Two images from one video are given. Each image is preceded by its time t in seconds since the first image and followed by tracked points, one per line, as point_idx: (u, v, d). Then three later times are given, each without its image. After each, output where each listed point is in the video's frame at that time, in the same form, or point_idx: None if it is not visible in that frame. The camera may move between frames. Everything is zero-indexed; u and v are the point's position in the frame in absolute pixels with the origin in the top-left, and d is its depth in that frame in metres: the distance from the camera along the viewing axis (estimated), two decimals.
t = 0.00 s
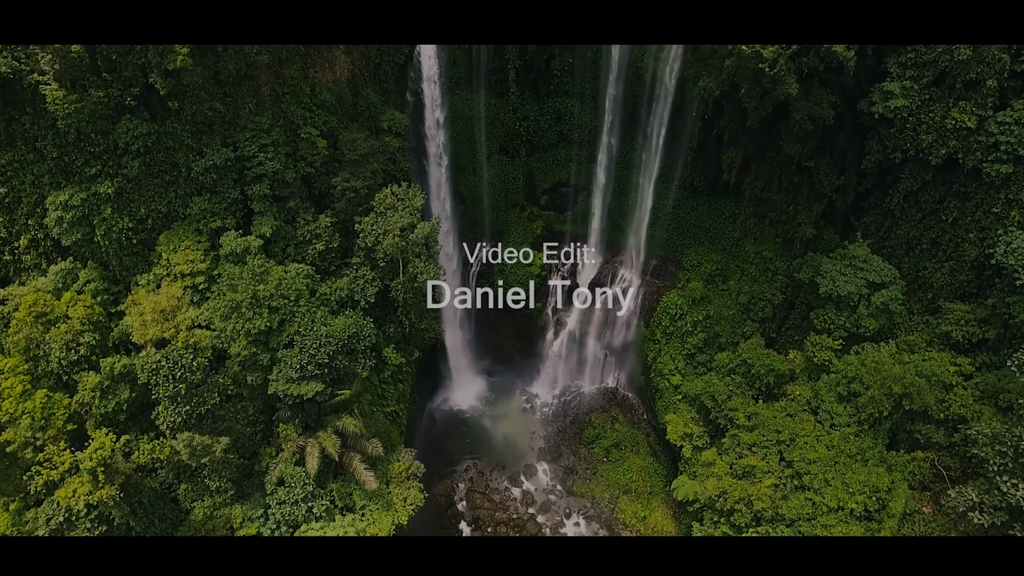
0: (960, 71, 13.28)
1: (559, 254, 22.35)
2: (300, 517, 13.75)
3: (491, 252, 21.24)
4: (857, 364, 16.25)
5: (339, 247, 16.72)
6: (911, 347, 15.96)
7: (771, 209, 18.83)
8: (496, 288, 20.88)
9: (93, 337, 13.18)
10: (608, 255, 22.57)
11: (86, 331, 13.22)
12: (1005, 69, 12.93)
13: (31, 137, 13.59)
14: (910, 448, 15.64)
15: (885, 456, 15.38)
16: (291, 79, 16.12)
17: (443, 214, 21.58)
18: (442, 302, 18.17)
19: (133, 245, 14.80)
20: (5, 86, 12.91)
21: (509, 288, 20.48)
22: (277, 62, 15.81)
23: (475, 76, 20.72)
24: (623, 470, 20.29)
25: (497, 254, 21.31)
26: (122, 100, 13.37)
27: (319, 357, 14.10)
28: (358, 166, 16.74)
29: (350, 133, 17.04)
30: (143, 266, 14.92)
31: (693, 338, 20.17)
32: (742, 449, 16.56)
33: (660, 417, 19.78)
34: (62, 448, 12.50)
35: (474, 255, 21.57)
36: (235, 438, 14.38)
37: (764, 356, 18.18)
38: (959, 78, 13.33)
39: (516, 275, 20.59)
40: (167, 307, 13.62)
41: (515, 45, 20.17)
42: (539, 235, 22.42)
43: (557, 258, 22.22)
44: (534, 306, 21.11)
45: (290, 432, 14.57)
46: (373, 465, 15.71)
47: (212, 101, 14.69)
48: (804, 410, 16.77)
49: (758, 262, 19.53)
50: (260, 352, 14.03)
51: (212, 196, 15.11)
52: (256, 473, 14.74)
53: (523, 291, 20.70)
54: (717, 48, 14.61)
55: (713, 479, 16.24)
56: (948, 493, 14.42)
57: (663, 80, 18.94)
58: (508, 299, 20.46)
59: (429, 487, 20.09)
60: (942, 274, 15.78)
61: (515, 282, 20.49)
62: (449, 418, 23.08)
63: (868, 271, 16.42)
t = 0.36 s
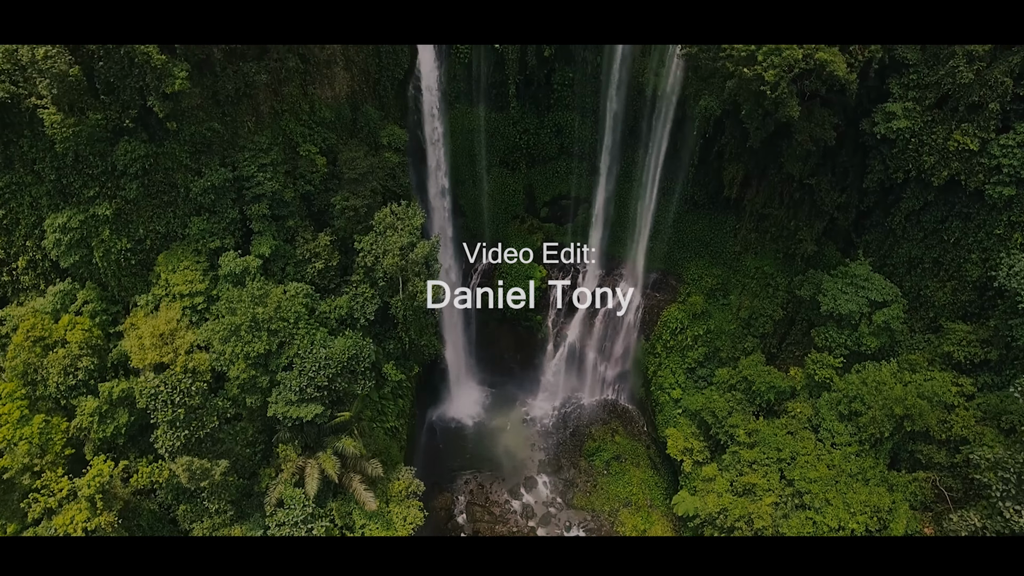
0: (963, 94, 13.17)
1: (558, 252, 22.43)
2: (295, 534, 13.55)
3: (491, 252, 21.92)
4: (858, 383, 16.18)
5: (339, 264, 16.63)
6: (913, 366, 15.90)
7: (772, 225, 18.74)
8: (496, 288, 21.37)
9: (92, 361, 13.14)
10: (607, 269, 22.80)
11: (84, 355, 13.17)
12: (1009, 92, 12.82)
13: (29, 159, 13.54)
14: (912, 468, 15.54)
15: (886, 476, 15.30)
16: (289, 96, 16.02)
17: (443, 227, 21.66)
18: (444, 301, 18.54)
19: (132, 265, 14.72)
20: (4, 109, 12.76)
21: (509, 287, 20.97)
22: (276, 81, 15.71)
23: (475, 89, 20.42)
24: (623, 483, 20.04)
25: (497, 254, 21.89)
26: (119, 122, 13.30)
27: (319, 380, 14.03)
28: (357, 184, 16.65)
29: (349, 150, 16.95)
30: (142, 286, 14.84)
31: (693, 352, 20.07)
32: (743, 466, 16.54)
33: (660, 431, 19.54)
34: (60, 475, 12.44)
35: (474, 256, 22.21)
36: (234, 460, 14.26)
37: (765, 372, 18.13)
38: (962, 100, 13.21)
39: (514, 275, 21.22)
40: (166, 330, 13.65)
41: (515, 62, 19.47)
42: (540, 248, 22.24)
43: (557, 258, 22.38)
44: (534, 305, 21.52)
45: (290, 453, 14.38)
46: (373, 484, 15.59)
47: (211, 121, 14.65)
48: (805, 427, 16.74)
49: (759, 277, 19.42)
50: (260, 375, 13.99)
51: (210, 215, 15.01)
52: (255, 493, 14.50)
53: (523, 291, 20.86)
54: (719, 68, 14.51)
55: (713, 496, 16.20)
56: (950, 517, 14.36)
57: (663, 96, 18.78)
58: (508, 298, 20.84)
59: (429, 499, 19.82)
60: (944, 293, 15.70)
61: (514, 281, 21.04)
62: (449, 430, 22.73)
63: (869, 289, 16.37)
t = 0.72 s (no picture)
0: (965, 119, 13.08)
1: (559, 253, 22.74)
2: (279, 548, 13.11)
3: (491, 252, 22.29)
4: (858, 405, 16.15)
5: (337, 284, 16.54)
6: (913, 388, 15.87)
7: (772, 242, 18.65)
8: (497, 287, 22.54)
9: (88, 389, 13.08)
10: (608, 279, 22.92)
11: (81, 383, 13.12)
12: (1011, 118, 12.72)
13: (25, 185, 13.47)
14: (913, 490, 15.32)
15: (887, 498, 15.19)
16: (287, 116, 15.90)
17: (443, 240, 21.86)
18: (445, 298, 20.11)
19: (129, 288, 14.64)
20: None
21: (509, 286, 22.32)
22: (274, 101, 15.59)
23: (475, 105, 20.08)
24: (623, 498, 19.87)
25: (497, 254, 22.32)
26: (116, 147, 13.27)
27: (318, 405, 13.98)
28: (355, 205, 16.52)
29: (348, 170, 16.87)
30: (139, 308, 14.78)
31: (693, 367, 20.00)
32: (743, 485, 16.47)
33: (660, 446, 19.47)
34: (56, 505, 12.36)
35: (475, 255, 22.42)
36: (232, 485, 14.15)
37: (764, 391, 18.05)
38: (965, 125, 13.12)
39: (514, 275, 22.40)
40: (163, 357, 13.55)
41: (515, 79, 19.02)
42: (541, 261, 22.81)
43: (557, 258, 22.81)
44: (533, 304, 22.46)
45: (289, 475, 14.23)
46: (372, 505, 15.52)
47: (208, 144, 14.52)
48: (805, 446, 16.70)
49: (759, 294, 19.32)
50: (257, 401, 13.91)
51: (208, 238, 14.94)
52: (254, 516, 14.30)
53: (522, 291, 22.04)
54: (720, 91, 14.42)
55: (713, 514, 16.21)
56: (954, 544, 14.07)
57: (663, 114, 18.58)
58: (508, 298, 22.02)
59: (428, 514, 19.79)
60: (945, 315, 15.63)
61: (513, 280, 22.34)
62: (449, 443, 22.62)
63: (870, 310, 16.31)
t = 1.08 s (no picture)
0: (967, 143, 13.00)
1: (559, 253, 22.47)
2: (280, 554, 13.32)
3: (491, 252, 21.94)
4: (859, 425, 16.10)
5: (336, 302, 16.44)
6: (914, 408, 15.82)
7: (772, 258, 18.58)
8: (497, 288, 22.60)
9: (85, 415, 13.07)
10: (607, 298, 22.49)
11: (78, 409, 13.11)
12: (1014, 143, 12.62)
13: (22, 209, 13.43)
14: (915, 511, 15.25)
15: (889, 519, 15.10)
16: (284, 135, 15.79)
17: (441, 255, 21.37)
18: (445, 298, 20.47)
19: (127, 310, 14.58)
20: None
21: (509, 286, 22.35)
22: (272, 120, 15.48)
23: (474, 120, 19.94)
24: (623, 511, 19.69)
25: (497, 254, 22.03)
26: (113, 171, 13.22)
27: (316, 429, 13.91)
28: (354, 225, 16.35)
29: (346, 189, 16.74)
30: (137, 330, 14.73)
31: (693, 383, 19.93)
32: (743, 504, 16.29)
33: (660, 460, 19.44)
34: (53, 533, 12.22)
35: (475, 255, 22.04)
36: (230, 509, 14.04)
37: (765, 409, 17.95)
38: (966, 149, 13.06)
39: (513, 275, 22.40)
40: (161, 382, 13.57)
41: (514, 96, 18.90)
42: (540, 273, 22.69)
43: (557, 258, 22.53)
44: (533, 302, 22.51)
45: (287, 497, 13.90)
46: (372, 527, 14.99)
47: (206, 165, 14.45)
48: (806, 465, 16.58)
49: (760, 309, 19.22)
50: (256, 425, 13.85)
51: (206, 259, 14.88)
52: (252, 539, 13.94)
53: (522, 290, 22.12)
54: (721, 113, 14.34)
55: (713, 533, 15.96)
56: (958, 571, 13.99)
57: (664, 129, 18.47)
58: (508, 299, 22.17)
59: (428, 528, 19.66)
60: (947, 335, 15.59)
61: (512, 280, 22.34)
62: (449, 456, 22.28)
63: (871, 329, 16.22)
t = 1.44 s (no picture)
0: (969, 170, 12.93)
1: (558, 252, 22.03)
2: None
3: (491, 252, 21.52)
4: (860, 447, 16.02)
5: (335, 323, 16.35)
6: (916, 430, 15.78)
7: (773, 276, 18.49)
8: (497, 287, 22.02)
9: (82, 443, 13.02)
10: (607, 313, 22.32)
11: (75, 438, 13.05)
12: (1017, 170, 12.53)
13: (17, 235, 13.34)
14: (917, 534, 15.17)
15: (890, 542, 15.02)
16: (282, 156, 15.65)
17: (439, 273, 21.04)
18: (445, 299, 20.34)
19: (124, 334, 14.52)
20: None
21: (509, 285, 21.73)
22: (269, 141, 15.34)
23: (474, 136, 19.82)
24: (624, 526, 19.50)
25: (497, 254, 21.63)
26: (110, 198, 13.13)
27: (315, 455, 13.85)
28: (353, 247, 16.22)
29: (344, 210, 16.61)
30: (135, 354, 14.67)
31: (693, 399, 19.82)
32: (743, 523, 16.19)
33: (660, 476, 19.36)
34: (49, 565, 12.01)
35: (475, 256, 21.50)
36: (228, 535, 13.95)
37: (765, 428, 17.87)
38: (969, 176, 12.98)
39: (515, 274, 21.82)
40: (159, 411, 13.53)
41: (515, 113, 18.95)
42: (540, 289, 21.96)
43: (557, 258, 22.11)
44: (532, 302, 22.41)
45: (287, 520, 13.75)
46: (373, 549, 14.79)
47: (203, 189, 14.35)
48: (807, 485, 16.47)
49: (761, 327, 19.11)
50: (254, 451, 13.79)
51: (204, 282, 14.83)
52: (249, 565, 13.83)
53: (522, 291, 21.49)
54: (722, 136, 14.24)
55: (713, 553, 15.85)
56: None
57: (664, 145, 18.41)
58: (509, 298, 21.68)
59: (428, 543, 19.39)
60: (948, 357, 15.54)
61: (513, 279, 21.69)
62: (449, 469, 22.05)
63: (873, 350, 16.14)
